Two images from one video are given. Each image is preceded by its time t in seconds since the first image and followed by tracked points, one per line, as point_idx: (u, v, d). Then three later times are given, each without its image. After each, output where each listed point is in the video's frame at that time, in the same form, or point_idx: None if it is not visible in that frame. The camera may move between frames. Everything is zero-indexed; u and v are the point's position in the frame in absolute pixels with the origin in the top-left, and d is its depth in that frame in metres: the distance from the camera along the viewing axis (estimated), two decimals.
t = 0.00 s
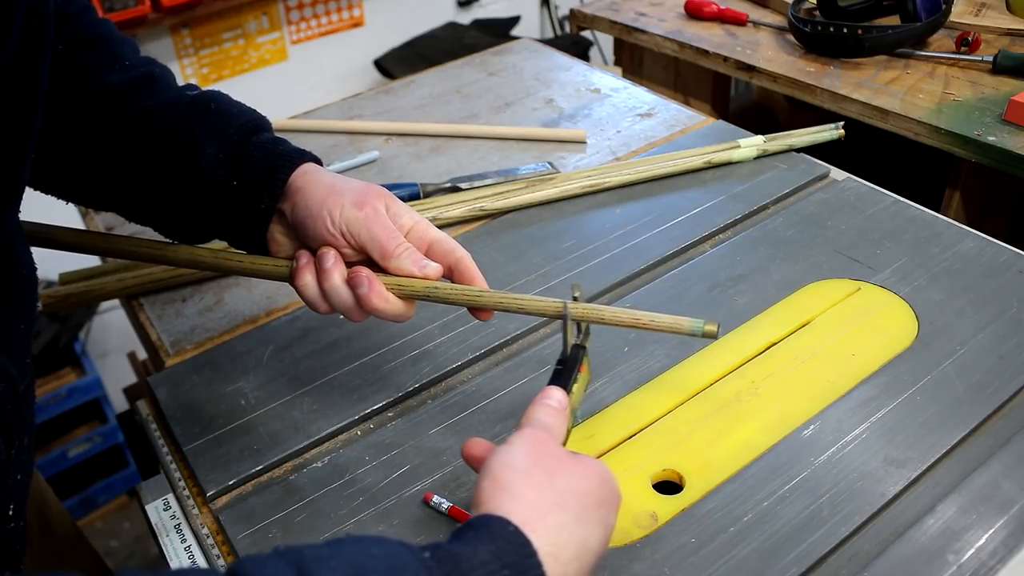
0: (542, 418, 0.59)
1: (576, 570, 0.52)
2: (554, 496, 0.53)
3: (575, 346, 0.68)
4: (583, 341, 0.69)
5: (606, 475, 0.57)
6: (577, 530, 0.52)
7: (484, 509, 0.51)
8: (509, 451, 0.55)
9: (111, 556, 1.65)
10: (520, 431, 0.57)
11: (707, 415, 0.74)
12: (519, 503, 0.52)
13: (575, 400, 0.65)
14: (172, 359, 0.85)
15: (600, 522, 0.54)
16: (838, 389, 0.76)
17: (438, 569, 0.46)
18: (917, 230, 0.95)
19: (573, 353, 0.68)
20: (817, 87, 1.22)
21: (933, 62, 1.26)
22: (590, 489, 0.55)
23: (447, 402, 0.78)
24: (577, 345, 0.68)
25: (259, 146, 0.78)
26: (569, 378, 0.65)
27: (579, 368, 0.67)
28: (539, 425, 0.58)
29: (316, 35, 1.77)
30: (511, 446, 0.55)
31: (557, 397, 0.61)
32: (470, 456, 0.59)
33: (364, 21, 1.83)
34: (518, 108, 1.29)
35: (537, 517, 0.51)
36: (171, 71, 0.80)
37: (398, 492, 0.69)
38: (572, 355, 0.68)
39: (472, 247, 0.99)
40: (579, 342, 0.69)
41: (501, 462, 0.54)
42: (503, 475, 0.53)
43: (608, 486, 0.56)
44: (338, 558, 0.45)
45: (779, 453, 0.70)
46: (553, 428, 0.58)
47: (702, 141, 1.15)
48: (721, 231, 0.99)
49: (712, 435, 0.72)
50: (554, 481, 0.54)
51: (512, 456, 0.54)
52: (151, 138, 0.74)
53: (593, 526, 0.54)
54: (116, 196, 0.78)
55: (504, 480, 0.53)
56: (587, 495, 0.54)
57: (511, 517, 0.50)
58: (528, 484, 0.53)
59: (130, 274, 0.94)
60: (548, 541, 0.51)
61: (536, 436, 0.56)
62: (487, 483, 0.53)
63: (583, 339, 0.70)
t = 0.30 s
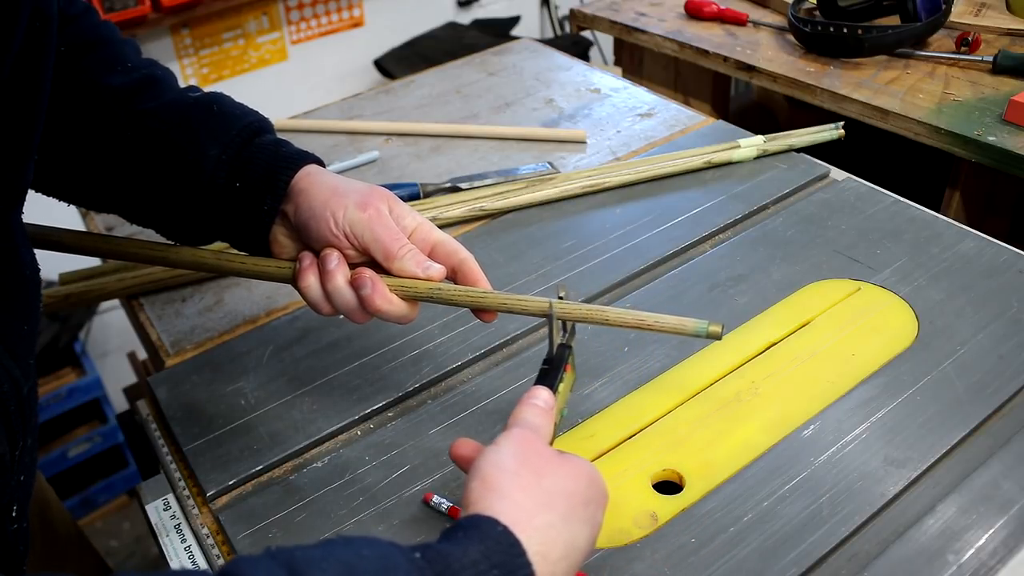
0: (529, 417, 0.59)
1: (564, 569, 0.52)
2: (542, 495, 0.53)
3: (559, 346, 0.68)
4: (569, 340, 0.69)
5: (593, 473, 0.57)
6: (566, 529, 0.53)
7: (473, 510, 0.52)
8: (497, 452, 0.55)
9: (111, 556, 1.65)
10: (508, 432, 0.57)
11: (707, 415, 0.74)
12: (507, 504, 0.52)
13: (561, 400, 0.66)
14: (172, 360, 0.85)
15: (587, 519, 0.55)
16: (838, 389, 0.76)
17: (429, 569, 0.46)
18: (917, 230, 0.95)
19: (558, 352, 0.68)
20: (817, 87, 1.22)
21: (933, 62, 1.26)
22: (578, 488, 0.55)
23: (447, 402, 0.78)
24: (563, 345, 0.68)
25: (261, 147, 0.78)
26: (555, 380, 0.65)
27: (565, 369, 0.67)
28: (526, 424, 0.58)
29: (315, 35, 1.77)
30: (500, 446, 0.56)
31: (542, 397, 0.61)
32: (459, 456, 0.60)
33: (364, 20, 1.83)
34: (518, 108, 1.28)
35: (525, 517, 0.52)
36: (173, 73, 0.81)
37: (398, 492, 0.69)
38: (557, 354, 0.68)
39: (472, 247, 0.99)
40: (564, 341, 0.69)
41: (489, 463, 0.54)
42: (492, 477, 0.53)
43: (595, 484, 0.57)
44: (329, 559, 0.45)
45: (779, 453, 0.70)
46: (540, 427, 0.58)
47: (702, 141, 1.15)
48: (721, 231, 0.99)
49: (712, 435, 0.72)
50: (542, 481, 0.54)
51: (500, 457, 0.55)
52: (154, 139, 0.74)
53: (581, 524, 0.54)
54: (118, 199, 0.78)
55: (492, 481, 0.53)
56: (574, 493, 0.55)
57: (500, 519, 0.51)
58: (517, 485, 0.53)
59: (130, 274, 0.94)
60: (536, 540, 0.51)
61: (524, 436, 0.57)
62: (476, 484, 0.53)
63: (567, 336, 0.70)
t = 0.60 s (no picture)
0: (513, 418, 0.58)
1: (548, 569, 0.52)
2: (526, 495, 0.53)
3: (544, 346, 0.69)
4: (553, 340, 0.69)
5: (577, 474, 0.57)
6: (549, 529, 0.53)
7: (456, 510, 0.52)
8: (481, 452, 0.55)
9: (111, 556, 1.65)
10: (492, 432, 0.57)
11: (707, 415, 0.74)
12: (491, 505, 0.52)
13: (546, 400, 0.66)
14: (171, 359, 0.85)
15: (571, 519, 0.55)
16: (838, 389, 0.76)
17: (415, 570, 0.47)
18: (917, 231, 0.95)
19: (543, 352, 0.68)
20: (817, 87, 1.22)
21: (933, 62, 1.26)
22: (561, 488, 0.55)
23: (447, 402, 0.78)
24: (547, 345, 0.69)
25: (263, 149, 0.78)
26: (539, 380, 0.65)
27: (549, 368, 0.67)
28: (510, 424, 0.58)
29: (315, 35, 1.77)
30: (484, 447, 0.56)
31: (527, 397, 0.60)
32: (444, 456, 0.60)
33: (364, 21, 1.83)
34: (517, 108, 1.29)
35: (509, 517, 0.52)
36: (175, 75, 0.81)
37: (398, 492, 0.69)
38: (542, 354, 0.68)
39: (472, 247, 0.99)
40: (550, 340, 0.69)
41: (474, 463, 0.54)
42: (476, 477, 0.53)
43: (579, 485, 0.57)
44: (314, 559, 0.46)
45: (779, 453, 0.70)
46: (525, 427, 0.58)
47: (702, 141, 1.15)
48: (721, 231, 0.99)
49: (712, 435, 0.72)
50: (526, 481, 0.54)
51: (485, 457, 0.55)
52: (155, 140, 0.74)
53: (565, 524, 0.54)
54: (120, 200, 0.78)
55: (476, 481, 0.53)
56: (558, 493, 0.55)
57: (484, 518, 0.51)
58: (500, 485, 0.53)
59: (130, 274, 0.94)
60: (520, 541, 0.51)
61: (509, 436, 0.57)
62: (460, 484, 0.53)
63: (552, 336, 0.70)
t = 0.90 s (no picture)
0: (494, 415, 0.59)
1: (527, 566, 0.53)
2: (505, 492, 0.54)
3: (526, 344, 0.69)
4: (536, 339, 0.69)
5: (556, 469, 0.58)
6: (529, 526, 0.54)
7: (437, 508, 0.52)
8: (462, 450, 0.56)
9: (111, 556, 1.65)
10: (473, 430, 0.58)
11: (707, 415, 0.74)
12: (470, 502, 0.53)
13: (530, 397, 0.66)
14: (171, 359, 0.85)
15: (550, 515, 0.56)
16: (838, 389, 0.76)
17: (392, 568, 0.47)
18: (917, 231, 0.95)
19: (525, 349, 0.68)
20: (817, 87, 1.22)
21: (933, 62, 1.26)
22: (541, 484, 0.56)
23: (446, 403, 0.78)
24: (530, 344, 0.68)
25: (263, 149, 0.78)
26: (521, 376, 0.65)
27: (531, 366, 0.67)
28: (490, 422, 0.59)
29: (315, 35, 1.77)
30: (464, 445, 0.56)
31: (508, 393, 0.61)
32: (427, 452, 0.61)
33: (364, 21, 1.83)
34: (518, 108, 1.29)
35: (488, 514, 0.52)
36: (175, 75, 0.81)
37: (398, 492, 0.69)
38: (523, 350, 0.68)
39: (472, 247, 0.99)
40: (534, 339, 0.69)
41: (453, 461, 0.55)
42: (456, 475, 0.54)
43: (558, 481, 0.57)
44: (294, 558, 0.46)
45: (779, 453, 0.70)
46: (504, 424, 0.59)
47: (702, 141, 1.15)
48: (721, 231, 0.99)
49: (712, 435, 0.72)
50: (506, 477, 0.55)
51: (465, 456, 0.55)
52: (155, 141, 0.74)
53: (544, 520, 0.55)
54: (119, 201, 0.78)
55: (456, 479, 0.54)
56: (537, 489, 0.56)
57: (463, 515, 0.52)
58: (479, 482, 0.54)
59: (130, 274, 0.94)
60: (498, 537, 0.52)
61: (488, 434, 0.57)
62: (441, 483, 0.54)
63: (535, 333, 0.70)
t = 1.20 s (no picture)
0: (479, 415, 0.59)
1: (511, 566, 0.53)
2: (489, 492, 0.54)
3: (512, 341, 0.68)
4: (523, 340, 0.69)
5: (540, 470, 0.58)
6: (513, 527, 0.54)
7: (422, 509, 0.52)
8: (447, 450, 0.56)
9: (111, 555, 1.65)
10: (458, 430, 0.58)
11: (707, 415, 0.74)
12: (454, 503, 0.53)
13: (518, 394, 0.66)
14: (171, 359, 0.85)
15: (533, 515, 0.56)
16: (838, 389, 0.76)
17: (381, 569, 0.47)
18: (917, 231, 0.95)
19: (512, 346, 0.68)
20: (817, 87, 1.22)
21: (933, 62, 1.26)
22: (525, 484, 0.56)
23: (446, 403, 0.78)
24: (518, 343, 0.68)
25: (262, 150, 0.78)
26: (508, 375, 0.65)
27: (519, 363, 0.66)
28: (475, 421, 0.59)
29: (315, 35, 1.77)
30: (449, 446, 0.56)
31: (495, 391, 0.61)
32: (413, 452, 0.61)
33: (364, 20, 1.83)
34: (518, 108, 1.29)
35: (472, 515, 0.52)
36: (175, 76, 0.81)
37: (398, 492, 0.69)
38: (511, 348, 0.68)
39: (471, 247, 0.99)
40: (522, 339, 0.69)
41: (438, 461, 0.55)
42: (441, 476, 0.54)
43: (542, 481, 0.58)
44: (277, 558, 0.46)
45: (779, 453, 0.70)
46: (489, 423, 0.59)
47: (702, 141, 1.15)
48: (721, 230, 0.99)
49: (712, 435, 0.72)
50: (490, 478, 0.55)
51: (450, 457, 0.55)
52: (155, 142, 0.74)
53: (527, 521, 0.55)
54: (119, 203, 0.78)
55: (440, 479, 0.54)
56: (521, 489, 0.56)
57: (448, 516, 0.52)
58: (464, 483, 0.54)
59: (129, 274, 0.94)
60: (482, 539, 0.52)
61: (473, 434, 0.57)
62: (426, 484, 0.54)
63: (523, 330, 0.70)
